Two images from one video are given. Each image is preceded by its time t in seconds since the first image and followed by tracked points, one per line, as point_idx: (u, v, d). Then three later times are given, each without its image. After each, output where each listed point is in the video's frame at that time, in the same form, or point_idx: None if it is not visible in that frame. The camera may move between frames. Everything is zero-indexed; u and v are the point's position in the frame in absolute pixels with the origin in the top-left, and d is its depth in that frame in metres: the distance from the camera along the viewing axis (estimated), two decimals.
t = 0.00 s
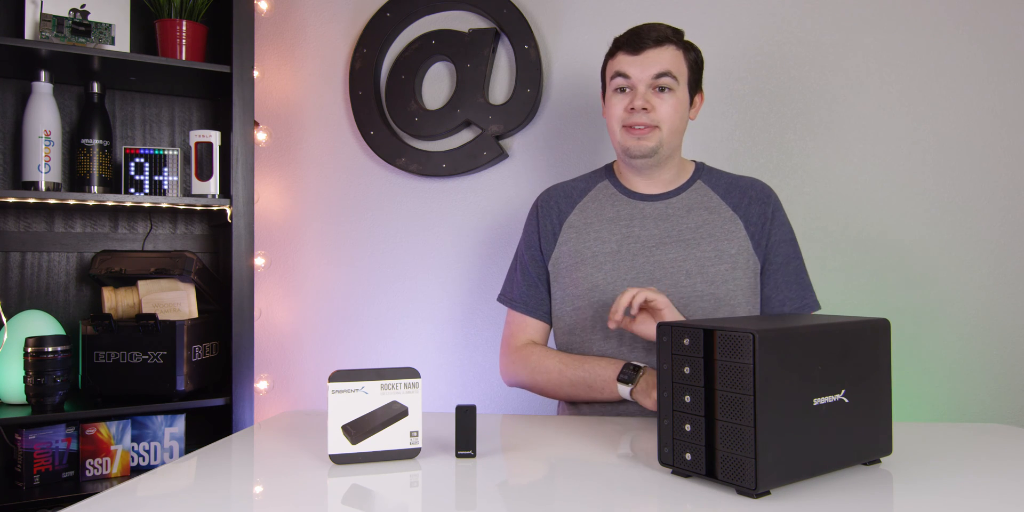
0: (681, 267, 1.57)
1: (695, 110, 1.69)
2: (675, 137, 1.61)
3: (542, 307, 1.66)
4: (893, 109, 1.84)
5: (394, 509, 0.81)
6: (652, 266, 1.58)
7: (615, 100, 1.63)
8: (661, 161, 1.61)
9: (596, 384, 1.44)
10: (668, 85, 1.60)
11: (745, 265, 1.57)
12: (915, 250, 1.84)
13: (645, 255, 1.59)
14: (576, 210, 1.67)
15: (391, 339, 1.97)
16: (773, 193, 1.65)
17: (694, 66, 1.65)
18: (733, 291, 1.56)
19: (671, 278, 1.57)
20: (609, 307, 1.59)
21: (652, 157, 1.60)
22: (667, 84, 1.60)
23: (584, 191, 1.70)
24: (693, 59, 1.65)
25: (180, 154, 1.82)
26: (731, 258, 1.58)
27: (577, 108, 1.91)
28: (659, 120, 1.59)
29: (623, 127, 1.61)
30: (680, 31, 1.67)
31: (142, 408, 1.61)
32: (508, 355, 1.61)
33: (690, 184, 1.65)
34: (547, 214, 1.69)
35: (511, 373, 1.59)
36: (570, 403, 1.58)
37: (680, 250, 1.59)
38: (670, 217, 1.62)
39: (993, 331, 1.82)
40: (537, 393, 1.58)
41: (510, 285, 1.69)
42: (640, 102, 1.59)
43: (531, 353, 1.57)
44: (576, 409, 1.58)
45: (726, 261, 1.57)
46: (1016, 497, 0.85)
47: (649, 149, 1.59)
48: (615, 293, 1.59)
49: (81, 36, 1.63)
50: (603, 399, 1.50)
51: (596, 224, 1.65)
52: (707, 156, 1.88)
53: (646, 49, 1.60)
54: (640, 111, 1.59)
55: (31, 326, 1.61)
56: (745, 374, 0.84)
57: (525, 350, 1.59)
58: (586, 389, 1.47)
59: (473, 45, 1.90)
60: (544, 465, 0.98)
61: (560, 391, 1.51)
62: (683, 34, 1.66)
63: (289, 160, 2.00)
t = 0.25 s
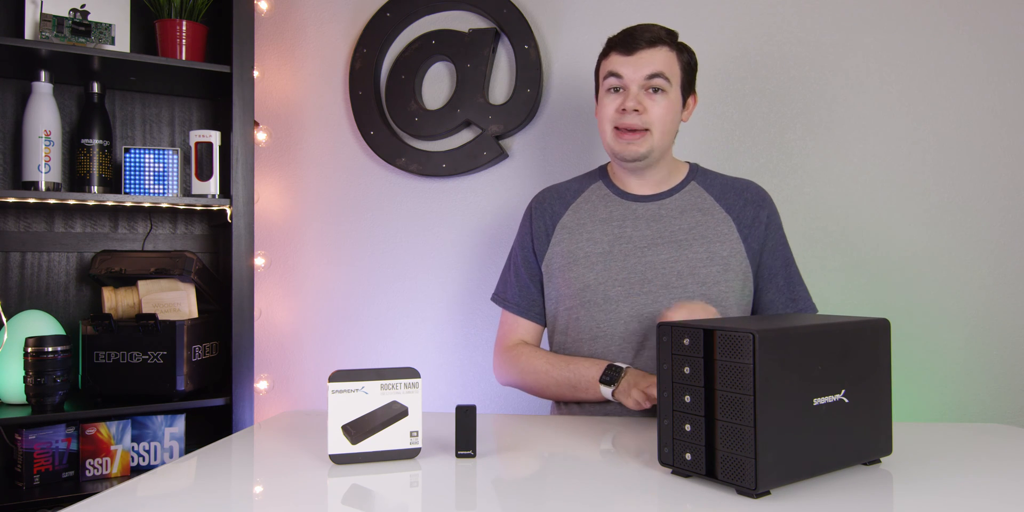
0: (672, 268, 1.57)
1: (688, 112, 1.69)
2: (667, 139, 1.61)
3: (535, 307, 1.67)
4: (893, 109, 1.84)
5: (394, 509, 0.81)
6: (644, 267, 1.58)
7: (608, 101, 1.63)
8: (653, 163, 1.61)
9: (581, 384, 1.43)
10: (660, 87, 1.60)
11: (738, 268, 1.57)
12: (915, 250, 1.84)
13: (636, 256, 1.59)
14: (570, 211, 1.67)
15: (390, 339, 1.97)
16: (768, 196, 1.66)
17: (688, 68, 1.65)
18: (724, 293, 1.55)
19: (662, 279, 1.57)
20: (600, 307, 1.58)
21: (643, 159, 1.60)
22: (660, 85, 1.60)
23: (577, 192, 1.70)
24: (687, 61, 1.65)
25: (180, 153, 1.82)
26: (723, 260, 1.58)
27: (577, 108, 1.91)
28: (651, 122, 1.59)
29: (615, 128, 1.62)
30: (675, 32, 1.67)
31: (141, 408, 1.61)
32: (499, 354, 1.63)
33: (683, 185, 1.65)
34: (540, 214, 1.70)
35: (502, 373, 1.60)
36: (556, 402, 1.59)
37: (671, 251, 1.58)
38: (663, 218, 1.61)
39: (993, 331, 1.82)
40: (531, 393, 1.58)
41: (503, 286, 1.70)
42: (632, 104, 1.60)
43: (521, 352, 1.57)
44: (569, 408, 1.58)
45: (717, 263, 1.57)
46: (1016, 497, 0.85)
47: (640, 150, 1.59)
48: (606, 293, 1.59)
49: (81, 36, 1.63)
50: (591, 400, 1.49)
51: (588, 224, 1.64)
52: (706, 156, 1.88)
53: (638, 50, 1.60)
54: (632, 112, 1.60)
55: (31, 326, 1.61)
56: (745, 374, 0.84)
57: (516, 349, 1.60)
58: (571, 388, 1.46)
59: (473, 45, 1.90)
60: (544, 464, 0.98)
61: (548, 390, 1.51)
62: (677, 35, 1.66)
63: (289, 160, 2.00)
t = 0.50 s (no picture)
0: (671, 269, 1.58)
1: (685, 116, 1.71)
2: (671, 144, 1.63)
3: (528, 311, 1.66)
4: (893, 109, 1.84)
5: (394, 509, 0.81)
6: (643, 269, 1.58)
7: (617, 104, 1.62)
8: (656, 166, 1.63)
9: (579, 384, 1.43)
10: (670, 92, 1.61)
11: (734, 268, 1.58)
12: (915, 250, 1.84)
13: (635, 258, 1.59)
14: (565, 213, 1.67)
15: (390, 340, 1.97)
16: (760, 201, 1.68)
17: (691, 74, 1.66)
18: (723, 293, 1.56)
19: (661, 280, 1.57)
20: (601, 309, 1.58)
21: (649, 162, 1.61)
22: (669, 91, 1.61)
23: (570, 194, 1.69)
24: (691, 67, 1.67)
25: (179, 153, 1.82)
26: (720, 261, 1.59)
27: (576, 108, 1.91)
28: (660, 127, 1.60)
29: (623, 132, 1.61)
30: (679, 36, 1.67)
31: (141, 408, 1.61)
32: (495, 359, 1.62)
33: (676, 187, 1.66)
34: (534, 217, 1.68)
35: (498, 377, 1.60)
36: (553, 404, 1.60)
37: (670, 252, 1.59)
38: (660, 221, 1.62)
39: (993, 331, 1.82)
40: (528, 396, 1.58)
41: (495, 290, 1.67)
42: (644, 108, 1.59)
43: (517, 356, 1.57)
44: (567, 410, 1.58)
45: (715, 264, 1.58)
46: (1016, 496, 0.85)
47: (647, 155, 1.60)
48: (606, 295, 1.58)
49: (81, 36, 1.63)
50: (589, 399, 1.49)
51: (585, 227, 1.64)
52: (706, 156, 1.89)
53: (651, 54, 1.59)
54: (643, 117, 1.59)
55: (31, 326, 1.61)
56: (746, 374, 0.84)
57: (511, 352, 1.60)
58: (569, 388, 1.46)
59: (473, 45, 1.90)
60: (544, 465, 0.98)
61: (546, 392, 1.51)
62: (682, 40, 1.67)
63: (289, 160, 2.00)
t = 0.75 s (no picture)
0: (669, 270, 1.58)
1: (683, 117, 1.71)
2: (668, 144, 1.63)
3: (525, 313, 1.66)
4: (893, 109, 1.84)
5: (394, 509, 0.81)
6: (641, 269, 1.58)
7: (615, 103, 1.62)
8: (653, 166, 1.62)
9: (578, 385, 1.43)
10: (668, 92, 1.61)
11: (730, 267, 1.59)
12: (915, 250, 1.84)
13: (633, 258, 1.59)
14: (562, 214, 1.66)
15: (389, 340, 1.97)
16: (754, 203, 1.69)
17: (689, 75, 1.67)
18: (720, 292, 1.57)
19: (660, 280, 1.57)
20: (600, 309, 1.58)
21: (646, 162, 1.60)
22: (668, 91, 1.61)
23: (567, 195, 1.69)
24: (689, 68, 1.67)
25: (179, 153, 1.82)
26: (717, 261, 1.59)
27: (576, 108, 1.91)
28: (658, 127, 1.60)
29: (621, 131, 1.61)
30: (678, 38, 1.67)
31: (141, 408, 1.60)
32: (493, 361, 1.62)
33: (672, 188, 1.66)
34: (532, 217, 1.68)
35: (497, 379, 1.60)
36: (553, 405, 1.59)
37: (668, 252, 1.59)
38: (658, 221, 1.62)
39: (994, 331, 1.82)
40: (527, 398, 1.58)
41: (492, 292, 1.66)
42: (642, 108, 1.59)
43: (515, 358, 1.57)
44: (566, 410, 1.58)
45: (712, 263, 1.58)
46: (1017, 496, 0.84)
47: (645, 154, 1.59)
48: (605, 296, 1.58)
49: (81, 36, 1.63)
50: (588, 400, 1.49)
51: (583, 228, 1.64)
52: (706, 156, 1.89)
53: (650, 54, 1.60)
54: (642, 116, 1.59)
55: (31, 326, 1.61)
56: (745, 374, 0.84)
57: (510, 354, 1.60)
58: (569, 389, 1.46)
59: (473, 45, 1.90)
60: (544, 465, 0.98)
61: (546, 393, 1.51)
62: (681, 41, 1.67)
63: (289, 160, 2.00)
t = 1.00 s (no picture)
0: (666, 267, 1.58)
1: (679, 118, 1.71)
2: (662, 145, 1.63)
3: (525, 311, 1.66)
4: (893, 109, 1.84)
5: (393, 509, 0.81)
6: (638, 267, 1.58)
7: (609, 104, 1.62)
8: (647, 167, 1.62)
9: (577, 384, 1.43)
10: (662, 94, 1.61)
11: (728, 264, 1.59)
12: (915, 250, 1.84)
13: (630, 256, 1.59)
14: (559, 213, 1.67)
15: (388, 339, 1.97)
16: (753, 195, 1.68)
17: (685, 76, 1.66)
18: (718, 289, 1.56)
19: (656, 278, 1.57)
20: (597, 307, 1.58)
21: (639, 162, 1.60)
22: (661, 93, 1.61)
23: (565, 195, 1.69)
24: (685, 70, 1.67)
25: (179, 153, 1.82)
26: (714, 258, 1.59)
27: (576, 108, 1.91)
28: (651, 128, 1.60)
29: (614, 131, 1.61)
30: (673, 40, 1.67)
31: (141, 408, 1.60)
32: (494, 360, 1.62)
33: (670, 186, 1.66)
34: (530, 217, 1.68)
35: (497, 377, 1.60)
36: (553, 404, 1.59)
37: (664, 250, 1.59)
38: (654, 219, 1.62)
39: (994, 331, 1.82)
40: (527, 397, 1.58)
41: (492, 292, 1.66)
42: (635, 108, 1.59)
43: (516, 357, 1.57)
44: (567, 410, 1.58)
45: (709, 260, 1.58)
46: (1017, 496, 0.84)
47: (638, 154, 1.59)
48: (601, 293, 1.58)
49: (81, 36, 1.63)
50: (588, 399, 1.49)
51: (580, 226, 1.64)
52: (706, 156, 1.88)
53: (643, 55, 1.60)
54: (634, 117, 1.59)
55: (31, 326, 1.61)
56: (745, 374, 0.84)
57: (510, 353, 1.60)
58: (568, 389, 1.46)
59: (473, 45, 1.90)
60: (545, 465, 0.98)
61: (545, 393, 1.51)
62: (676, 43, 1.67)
63: (288, 160, 2.00)
